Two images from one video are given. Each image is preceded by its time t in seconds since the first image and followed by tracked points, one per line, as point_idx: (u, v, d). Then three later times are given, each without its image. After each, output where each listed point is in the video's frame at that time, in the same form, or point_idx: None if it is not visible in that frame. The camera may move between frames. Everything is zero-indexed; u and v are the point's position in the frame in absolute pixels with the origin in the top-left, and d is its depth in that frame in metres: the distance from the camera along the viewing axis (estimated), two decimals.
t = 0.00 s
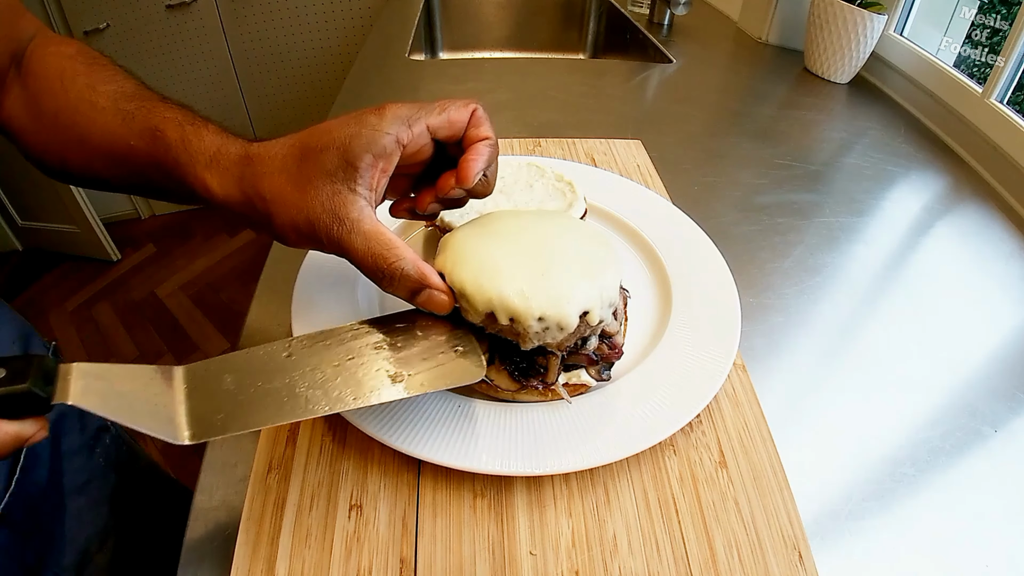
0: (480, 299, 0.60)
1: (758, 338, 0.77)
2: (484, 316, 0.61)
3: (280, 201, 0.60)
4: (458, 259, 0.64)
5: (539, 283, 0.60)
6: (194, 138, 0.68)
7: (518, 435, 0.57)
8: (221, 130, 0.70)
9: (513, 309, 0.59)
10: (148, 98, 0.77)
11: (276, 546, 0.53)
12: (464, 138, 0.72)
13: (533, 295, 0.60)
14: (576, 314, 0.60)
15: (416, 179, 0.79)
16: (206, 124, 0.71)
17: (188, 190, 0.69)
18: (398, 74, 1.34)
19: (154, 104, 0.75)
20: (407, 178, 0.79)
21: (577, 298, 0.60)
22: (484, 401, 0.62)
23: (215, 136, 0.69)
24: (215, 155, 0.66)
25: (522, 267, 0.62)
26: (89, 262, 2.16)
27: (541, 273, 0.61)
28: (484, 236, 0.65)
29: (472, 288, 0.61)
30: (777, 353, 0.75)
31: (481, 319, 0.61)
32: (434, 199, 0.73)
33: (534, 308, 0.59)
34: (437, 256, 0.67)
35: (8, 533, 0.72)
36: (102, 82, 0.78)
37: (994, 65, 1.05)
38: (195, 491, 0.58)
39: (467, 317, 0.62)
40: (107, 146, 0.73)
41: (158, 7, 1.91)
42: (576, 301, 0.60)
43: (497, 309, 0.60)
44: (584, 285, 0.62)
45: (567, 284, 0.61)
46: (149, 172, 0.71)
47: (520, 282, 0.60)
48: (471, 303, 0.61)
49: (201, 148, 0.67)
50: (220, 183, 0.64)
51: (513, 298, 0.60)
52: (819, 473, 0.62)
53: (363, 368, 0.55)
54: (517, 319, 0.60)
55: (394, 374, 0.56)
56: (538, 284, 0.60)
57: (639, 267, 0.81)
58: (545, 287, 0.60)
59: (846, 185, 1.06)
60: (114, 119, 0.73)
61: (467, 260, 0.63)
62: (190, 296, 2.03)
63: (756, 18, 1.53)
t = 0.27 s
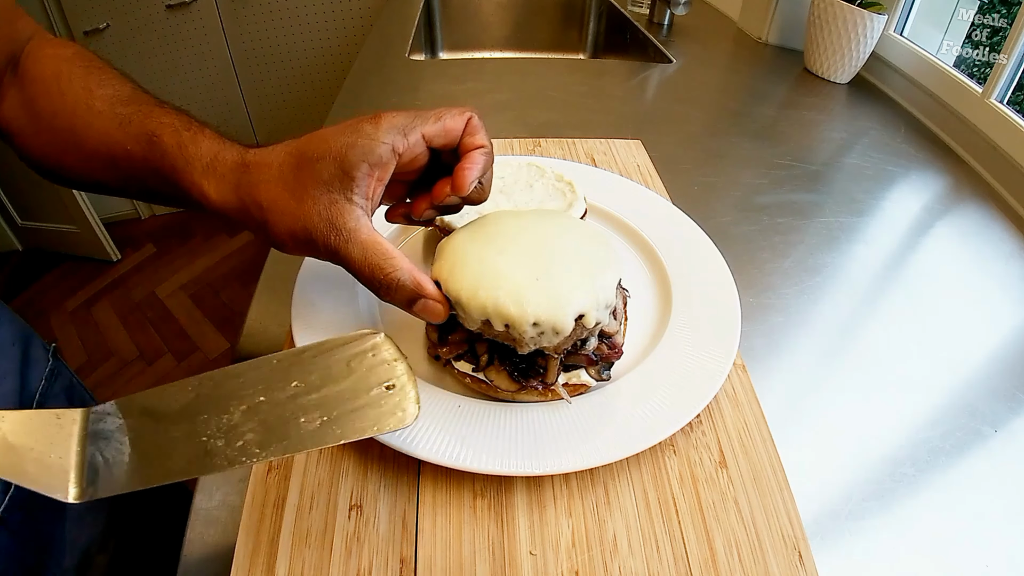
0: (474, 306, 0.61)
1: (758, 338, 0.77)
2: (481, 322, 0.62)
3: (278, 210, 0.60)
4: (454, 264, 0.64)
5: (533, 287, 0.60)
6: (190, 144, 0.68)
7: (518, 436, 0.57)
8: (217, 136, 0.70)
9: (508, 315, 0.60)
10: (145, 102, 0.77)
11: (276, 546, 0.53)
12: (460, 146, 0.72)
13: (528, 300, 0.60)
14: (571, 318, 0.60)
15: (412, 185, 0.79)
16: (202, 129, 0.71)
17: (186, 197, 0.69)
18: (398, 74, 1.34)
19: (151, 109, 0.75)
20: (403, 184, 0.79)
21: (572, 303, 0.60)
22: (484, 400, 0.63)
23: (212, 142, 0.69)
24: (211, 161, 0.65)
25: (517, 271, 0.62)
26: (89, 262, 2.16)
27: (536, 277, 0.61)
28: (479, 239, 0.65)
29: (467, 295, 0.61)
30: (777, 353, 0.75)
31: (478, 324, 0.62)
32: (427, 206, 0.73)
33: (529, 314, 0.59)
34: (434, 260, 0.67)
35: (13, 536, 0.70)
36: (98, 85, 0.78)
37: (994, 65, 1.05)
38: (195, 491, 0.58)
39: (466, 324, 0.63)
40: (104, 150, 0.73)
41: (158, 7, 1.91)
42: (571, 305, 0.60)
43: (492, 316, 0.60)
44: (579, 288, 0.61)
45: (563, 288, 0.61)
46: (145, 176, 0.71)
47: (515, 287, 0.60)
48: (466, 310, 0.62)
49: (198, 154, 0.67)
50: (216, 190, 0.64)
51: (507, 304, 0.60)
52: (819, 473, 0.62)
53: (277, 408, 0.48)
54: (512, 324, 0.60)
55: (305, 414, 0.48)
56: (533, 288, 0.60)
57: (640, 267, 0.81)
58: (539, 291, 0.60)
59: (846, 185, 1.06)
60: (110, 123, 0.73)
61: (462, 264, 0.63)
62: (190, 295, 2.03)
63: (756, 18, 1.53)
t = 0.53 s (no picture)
0: (475, 308, 0.61)
1: (759, 338, 0.77)
2: (481, 324, 0.62)
3: (228, 190, 0.59)
4: (454, 266, 0.63)
5: (533, 288, 0.60)
6: (155, 132, 0.68)
7: (518, 436, 0.57)
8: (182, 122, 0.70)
9: (507, 318, 0.60)
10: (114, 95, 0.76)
11: (276, 545, 0.53)
12: (416, 124, 0.72)
13: (527, 302, 0.60)
14: (571, 320, 0.60)
15: (372, 168, 0.78)
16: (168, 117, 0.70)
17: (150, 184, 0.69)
18: (398, 74, 1.34)
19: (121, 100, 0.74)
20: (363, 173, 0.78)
21: (571, 304, 0.60)
22: (484, 400, 0.63)
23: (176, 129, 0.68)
24: (171, 146, 0.65)
25: (516, 273, 0.61)
26: (89, 262, 2.16)
27: (536, 278, 0.61)
28: (479, 240, 0.65)
29: (467, 297, 0.61)
30: (777, 353, 0.75)
31: (478, 326, 0.62)
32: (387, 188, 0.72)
33: (529, 316, 0.59)
34: (434, 263, 0.67)
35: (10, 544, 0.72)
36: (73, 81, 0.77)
37: (994, 65, 1.05)
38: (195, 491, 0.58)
39: (467, 326, 0.63)
40: (81, 145, 0.72)
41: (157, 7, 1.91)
42: (571, 306, 0.60)
43: (491, 318, 0.61)
44: (578, 289, 0.61)
45: (561, 290, 0.61)
46: (112, 166, 0.71)
47: (515, 289, 0.60)
48: (466, 312, 0.62)
49: (161, 140, 0.66)
50: (174, 173, 0.63)
51: (507, 307, 0.60)
52: (819, 474, 0.62)
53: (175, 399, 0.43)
54: (512, 326, 0.60)
55: (207, 406, 0.42)
56: (533, 289, 0.60)
57: (640, 267, 0.81)
58: (539, 292, 0.60)
59: (846, 185, 1.06)
60: (81, 116, 0.73)
61: (462, 266, 0.63)
62: (190, 295, 2.03)
63: (756, 18, 1.53)
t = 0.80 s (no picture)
0: (475, 309, 0.61)
1: (759, 338, 0.77)
2: (481, 324, 0.62)
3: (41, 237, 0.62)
4: (454, 266, 0.63)
5: (533, 288, 0.60)
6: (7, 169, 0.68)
7: (519, 436, 0.58)
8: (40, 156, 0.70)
9: (507, 318, 0.60)
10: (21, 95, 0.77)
11: (276, 545, 0.53)
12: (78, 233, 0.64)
13: (527, 302, 0.60)
14: (571, 320, 0.60)
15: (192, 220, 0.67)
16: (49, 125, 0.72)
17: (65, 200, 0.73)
18: (398, 74, 1.34)
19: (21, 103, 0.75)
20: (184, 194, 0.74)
21: (571, 304, 0.60)
22: (483, 401, 0.62)
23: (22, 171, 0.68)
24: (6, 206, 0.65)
25: (516, 273, 0.61)
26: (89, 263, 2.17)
27: (536, 278, 0.61)
28: (479, 241, 0.65)
29: (467, 298, 0.61)
30: (777, 353, 0.75)
31: (478, 327, 0.62)
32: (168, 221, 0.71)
33: (529, 316, 0.59)
34: (434, 263, 0.67)
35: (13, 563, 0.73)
36: None
37: (994, 65, 1.05)
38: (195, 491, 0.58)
39: (467, 326, 0.63)
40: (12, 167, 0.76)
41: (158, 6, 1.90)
42: (571, 306, 0.60)
43: (491, 319, 0.60)
44: (578, 290, 0.61)
45: (561, 290, 0.61)
46: None
47: (514, 289, 0.60)
48: (466, 312, 0.62)
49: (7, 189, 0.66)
50: None
51: (508, 307, 0.60)
52: (818, 474, 0.62)
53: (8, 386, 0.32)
54: (512, 327, 0.60)
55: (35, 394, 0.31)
56: (532, 290, 0.60)
57: (639, 267, 0.81)
58: (539, 293, 0.60)
59: (846, 185, 1.06)
60: None
61: (462, 267, 0.63)
62: (191, 295, 2.03)
63: (756, 18, 1.53)
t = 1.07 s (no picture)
0: (474, 315, 0.61)
1: (758, 338, 0.77)
2: (480, 329, 0.62)
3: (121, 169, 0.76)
4: (453, 271, 0.63)
5: (532, 293, 0.60)
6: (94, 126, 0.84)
7: (519, 436, 0.57)
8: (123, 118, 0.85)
9: (507, 323, 0.60)
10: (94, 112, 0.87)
11: (276, 545, 0.53)
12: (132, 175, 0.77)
13: (526, 308, 0.60)
14: (570, 325, 0.60)
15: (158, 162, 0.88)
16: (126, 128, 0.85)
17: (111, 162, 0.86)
18: (398, 74, 1.34)
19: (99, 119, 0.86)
20: (167, 167, 0.88)
21: (570, 309, 0.60)
22: (483, 402, 0.62)
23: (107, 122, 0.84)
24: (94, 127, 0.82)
25: (515, 277, 0.61)
26: (88, 263, 2.17)
27: (535, 283, 0.61)
28: (478, 244, 0.64)
29: (466, 303, 0.61)
30: (777, 353, 0.75)
31: (477, 331, 0.62)
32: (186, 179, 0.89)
33: (528, 321, 0.59)
34: (433, 267, 0.67)
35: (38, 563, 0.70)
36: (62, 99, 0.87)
37: (994, 65, 1.05)
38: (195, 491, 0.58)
39: (466, 330, 0.63)
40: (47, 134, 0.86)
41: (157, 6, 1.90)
42: (570, 311, 0.60)
43: (491, 324, 0.60)
44: (577, 294, 0.61)
45: (560, 293, 0.61)
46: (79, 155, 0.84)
47: (513, 294, 0.60)
48: (466, 317, 0.62)
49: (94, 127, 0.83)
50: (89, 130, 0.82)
51: (507, 313, 0.60)
52: (817, 474, 0.62)
53: None
54: (511, 332, 0.60)
55: None
56: (531, 295, 0.60)
57: (639, 267, 0.81)
58: (538, 298, 0.60)
59: (846, 185, 1.06)
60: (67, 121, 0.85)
61: (461, 272, 0.63)
62: (191, 295, 2.03)
63: (756, 18, 1.53)
